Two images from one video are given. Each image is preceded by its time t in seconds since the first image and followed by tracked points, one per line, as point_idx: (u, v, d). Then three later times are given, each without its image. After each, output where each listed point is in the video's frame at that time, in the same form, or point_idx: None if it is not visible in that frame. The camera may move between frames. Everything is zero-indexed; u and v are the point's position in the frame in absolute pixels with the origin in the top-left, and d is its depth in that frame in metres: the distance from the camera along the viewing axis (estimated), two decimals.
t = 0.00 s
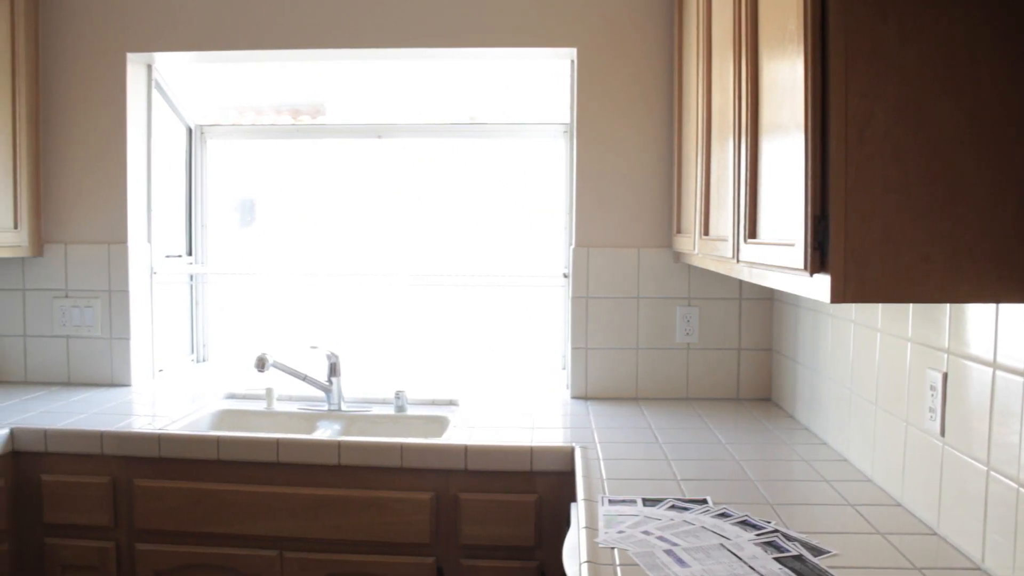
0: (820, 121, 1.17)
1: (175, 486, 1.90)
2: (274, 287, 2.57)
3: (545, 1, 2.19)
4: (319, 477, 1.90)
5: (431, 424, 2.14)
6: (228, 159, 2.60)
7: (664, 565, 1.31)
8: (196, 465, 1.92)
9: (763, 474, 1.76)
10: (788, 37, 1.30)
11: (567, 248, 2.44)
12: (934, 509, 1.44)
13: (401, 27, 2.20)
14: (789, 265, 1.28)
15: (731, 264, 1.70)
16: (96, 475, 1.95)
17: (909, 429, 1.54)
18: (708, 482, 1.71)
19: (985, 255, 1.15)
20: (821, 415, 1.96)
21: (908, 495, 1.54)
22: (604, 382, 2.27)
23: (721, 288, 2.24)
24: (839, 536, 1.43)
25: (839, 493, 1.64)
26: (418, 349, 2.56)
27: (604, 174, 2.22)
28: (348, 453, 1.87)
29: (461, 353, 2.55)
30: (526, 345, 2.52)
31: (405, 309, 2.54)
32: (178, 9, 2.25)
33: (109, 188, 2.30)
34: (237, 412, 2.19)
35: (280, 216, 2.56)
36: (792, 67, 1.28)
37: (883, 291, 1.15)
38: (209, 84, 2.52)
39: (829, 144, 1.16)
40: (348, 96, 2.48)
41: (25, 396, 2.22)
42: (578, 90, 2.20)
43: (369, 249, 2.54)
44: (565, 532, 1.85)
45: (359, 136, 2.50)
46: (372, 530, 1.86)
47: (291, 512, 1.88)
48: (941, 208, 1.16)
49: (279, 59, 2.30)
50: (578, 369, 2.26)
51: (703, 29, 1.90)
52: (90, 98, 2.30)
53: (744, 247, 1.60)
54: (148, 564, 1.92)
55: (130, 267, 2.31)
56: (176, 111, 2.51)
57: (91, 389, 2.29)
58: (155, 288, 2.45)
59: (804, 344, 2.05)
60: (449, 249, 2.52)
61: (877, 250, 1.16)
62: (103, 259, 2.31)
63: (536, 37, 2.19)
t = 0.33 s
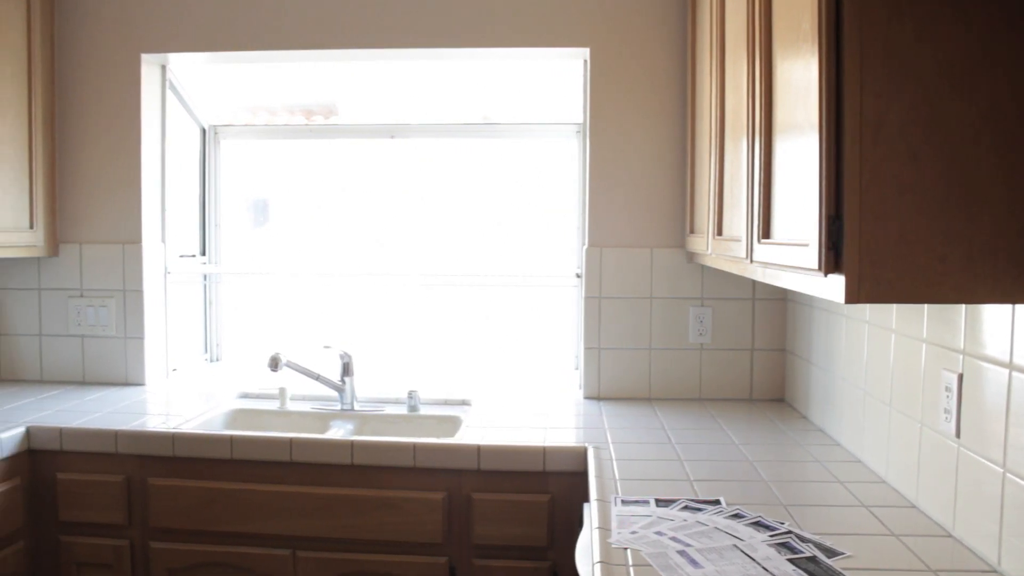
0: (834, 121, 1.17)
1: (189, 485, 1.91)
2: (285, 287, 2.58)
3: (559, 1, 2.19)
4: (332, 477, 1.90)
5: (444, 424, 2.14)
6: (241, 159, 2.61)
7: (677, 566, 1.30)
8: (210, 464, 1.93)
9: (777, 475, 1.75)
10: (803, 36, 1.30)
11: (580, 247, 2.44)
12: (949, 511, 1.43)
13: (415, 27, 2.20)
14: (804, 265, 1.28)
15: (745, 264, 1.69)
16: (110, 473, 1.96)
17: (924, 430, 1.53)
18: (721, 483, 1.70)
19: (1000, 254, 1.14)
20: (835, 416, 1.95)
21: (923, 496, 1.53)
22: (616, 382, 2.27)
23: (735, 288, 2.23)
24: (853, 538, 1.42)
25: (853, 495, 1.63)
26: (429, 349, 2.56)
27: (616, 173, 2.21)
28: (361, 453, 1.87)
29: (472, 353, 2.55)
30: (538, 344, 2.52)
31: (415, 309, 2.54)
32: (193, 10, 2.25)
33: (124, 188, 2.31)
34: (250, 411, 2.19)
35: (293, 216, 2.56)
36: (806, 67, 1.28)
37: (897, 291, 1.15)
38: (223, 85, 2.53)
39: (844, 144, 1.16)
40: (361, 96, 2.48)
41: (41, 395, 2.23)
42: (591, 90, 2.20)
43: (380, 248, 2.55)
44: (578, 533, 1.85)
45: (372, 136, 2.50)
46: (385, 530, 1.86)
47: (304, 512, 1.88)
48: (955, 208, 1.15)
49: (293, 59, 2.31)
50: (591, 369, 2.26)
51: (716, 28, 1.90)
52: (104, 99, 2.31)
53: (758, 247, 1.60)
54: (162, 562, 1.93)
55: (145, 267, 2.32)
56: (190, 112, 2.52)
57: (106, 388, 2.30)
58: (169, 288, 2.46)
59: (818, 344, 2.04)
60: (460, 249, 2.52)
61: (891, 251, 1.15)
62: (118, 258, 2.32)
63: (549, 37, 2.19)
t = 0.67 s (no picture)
0: (852, 120, 1.16)
1: (206, 484, 1.92)
2: (300, 287, 2.59)
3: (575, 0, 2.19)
4: (348, 476, 1.91)
5: (459, 424, 2.14)
6: (258, 159, 2.63)
7: (693, 566, 1.30)
8: (227, 463, 1.94)
9: (794, 476, 1.75)
10: (821, 34, 1.29)
11: (595, 248, 2.44)
12: (968, 514, 1.42)
13: (430, 27, 2.21)
14: (821, 266, 1.27)
15: (763, 264, 1.68)
16: (128, 472, 1.97)
17: (943, 432, 1.52)
18: (737, 484, 1.70)
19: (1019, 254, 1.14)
20: (853, 417, 1.94)
21: (942, 498, 1.52)
22: (631, 383, 2.27)
23: (751, 289, 2.22)
24: (871, 540, 1.41)
25: (870, 497, 1.62)
26: (442, 349, 2.56)
27: (632, 173, 2.21)
28: (377, 452, 1.87)
29: (486, 353, 2.55)
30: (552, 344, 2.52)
31: (428, 308, 2.55)
32: (210, 11, 2.27)
33: (142, 188, 2.32)
34: (267, 411, 2.20)
35: (307, 216, 2.57)
36: (823, 66, 1.27)
37: (916, 292, 1.14)
38: (240, 86, 2.55)
39: (863, 144, 1.15)
40: (376, 97, 2.49)
41: (60, 393, 2.25)
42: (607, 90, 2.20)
43: (393, 248, 2.55)
44: (594, 533, 1.84)
45: (387, 136, 2.51)
46: (400, 529, 1.87)
47: (319, 511, 1.89)
48: (974, 208, 1.14)
49: (309, 59, 2.31)
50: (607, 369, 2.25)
51: (732, 28, 1.89)
52: (122, 100, 2.32)
53: (776, 247, 1.59)
54: (179, 561, 1.94)
55: (162, 266, 2.34)
56: (208, 113, 2.53)
57: (124, 387, 2.32)
58: (187, 287, 2.47)
59: (835, 345, 2.02)
60: (473, 250, 2.52)
61: (910, 251, 1.14)
62: (136, 258, 2.33)
63: (565, 37, 2.19)
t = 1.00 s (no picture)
0: (873, 120, 1.15)
1: (225, 483, 1.93)
2: (316, 287, 2.60)
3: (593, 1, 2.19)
4: (366, 475, 1.91)
5: (477, 424, 2.14)
6: (276, 160, 2.64)
7: (711, 568, 1.29)
8: (245, 463, 1.94)
9: (812, 477, 1.74)
10: (841, 33, 1.28)
11: (612, 248, 2.44)
12: (989, 516, 1.41)
13: (448, 28, 2.21)
14: (841, 266, 1.26)
15: (781, 265, 1.68)
16: (147, 470, 1.98)
17: (963, 434, 1.50)
18: (755, 485, 1.69)
19: None
20: (872, 419, 1.92)
21: (962, 501, 1.51)
22: (648, 383, 2.26)
23: (769, 289, 2.21)
24: (890, 543, 1.40)
25: (890, 499, 1.61)
26: (457, 348, 2.56)
27: (649, 173, 2.21)
28: (395, 452, 1.87)
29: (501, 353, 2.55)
30: (567, 344, 2.52)
31: (442, 308, 2.55)
32: (229, 13, 2.28)
33: (161, 188, 2.34)
34: (285, 410, 2.21)
35: (323, 216, 2.58)
36: (844, 66, 1.26)
37: (937, 292, 1.14)
38: (258, 88, 2.58)
39: (882, 144, 1.14)
40: (393, 97, 2.51)
41: (80, 392, 2.26)
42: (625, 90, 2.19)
43: (408, 248, 2.56)
44: (612, 534, 1.84)
45: (404, 136, 2.52)
46: (418, 528, 1.87)
47: (336, 510, 1.89)
48: (996, 208, 1.14)
49: (326, 60, 2.32)
50: (625, 369, 2.25)
51: (751, 27, 1.89)
52: (141, 100, 2.33)
53: (794, 247, 1.58)
54: (198, 559, 1.95)
55: (181, 266, 2.35)
56: (226, 114, 2.55)
57: (143, 386, 2.33)
58: (206, 287, 2.48)
59: (855, 346, 2.01)
60: (487, 250, 2.53)
61: (931, 251, 1.14)
62: (155, 258, 2.35)
63: (582, 37, 2.19)
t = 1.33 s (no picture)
0: (897, 120, 1.14)
1: (247, 481, 1.94)
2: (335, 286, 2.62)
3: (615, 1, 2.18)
4: (388, 475, 1.91)
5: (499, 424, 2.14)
6: (296, 160, 2.65)
7: (734, 569, 1.28)
8: (267, 462, 1.95)
9: (835, 479, 1.72)
10: (865, 32, 1.27)
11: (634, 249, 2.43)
12: (1015, 520, 1.39)
13: (469, 28, 2.21)
14: (864, 267, 1.25)
15: (804, 266, 1.66)
16: (170, 468, 1.99)
17: (989, 437, 1.49)
18: (778, 487, 1.68)
19: None
20: (896, 421, 1.91)
21: (988, 504, 1.49)
22: (668, 384, 2.26)
23: (792, 290, 2.20)
24: (915, 546, 1.39)
25: (913, 502, 1.59)
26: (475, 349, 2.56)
27: (670, 173, 2.20)
28: (416, 452, 1.88)
29: (519, 353, 2.55)
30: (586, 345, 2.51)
31: (460, 308, 2.56)
32: (252, 14, 2.29)
33: (184, 188, 2.35)
34: (307, 409, 2.23)
35: (343, 216, 2.60)
36: (869, 66, 1.24)
37: (962, 293, 1.13)
38: (281, 88, 2.60)
39: (908, 145, 1.13)
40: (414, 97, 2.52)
41: (104, 391, 2.28)
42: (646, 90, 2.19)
43: (425, 248, 2.57)
44: (633, 535, 1.83)
45: (427, 136, 2.52)
46: (438, 528, 1.87)
47: (358, 509, 1.90)
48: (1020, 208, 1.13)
49: (348, 61, 2.33)
50: (646, 370, 2.25)
51: (774, 28, 1.88)
52: (165, 101, 2.35)
53: (818, 248, 1.57)
54: (220, 557, 1.96)
55: (204, 266, 2.37)
56: (249, 115, 2.57)
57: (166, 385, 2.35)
58: (228, 287, 2.50)
59: (878, 348, 2.00)
60: (505, 250, 2.53)
61: (955, 252, 1.13)
62: (178, 258, 2.36)
63: (604, 37, 2.18)
